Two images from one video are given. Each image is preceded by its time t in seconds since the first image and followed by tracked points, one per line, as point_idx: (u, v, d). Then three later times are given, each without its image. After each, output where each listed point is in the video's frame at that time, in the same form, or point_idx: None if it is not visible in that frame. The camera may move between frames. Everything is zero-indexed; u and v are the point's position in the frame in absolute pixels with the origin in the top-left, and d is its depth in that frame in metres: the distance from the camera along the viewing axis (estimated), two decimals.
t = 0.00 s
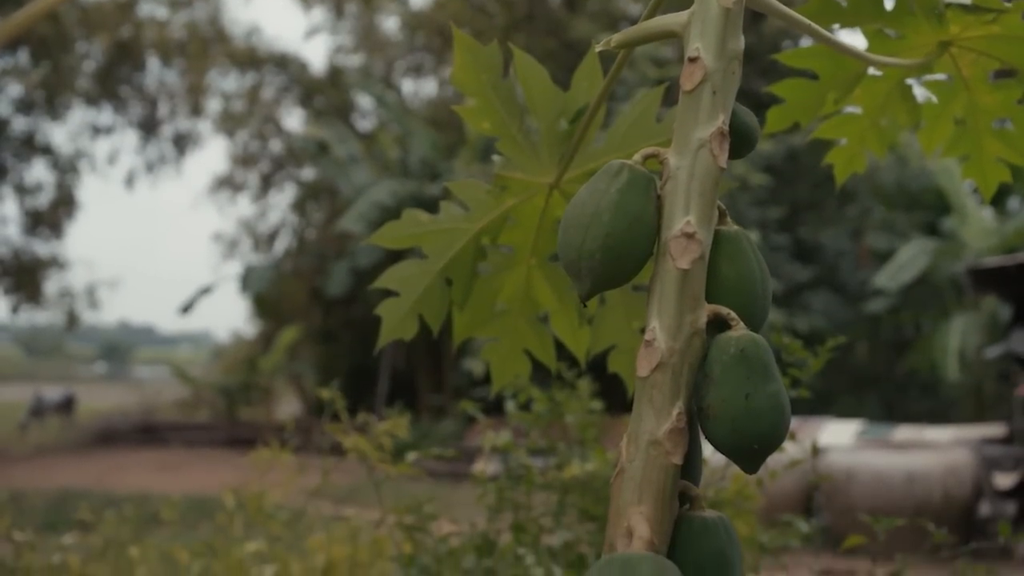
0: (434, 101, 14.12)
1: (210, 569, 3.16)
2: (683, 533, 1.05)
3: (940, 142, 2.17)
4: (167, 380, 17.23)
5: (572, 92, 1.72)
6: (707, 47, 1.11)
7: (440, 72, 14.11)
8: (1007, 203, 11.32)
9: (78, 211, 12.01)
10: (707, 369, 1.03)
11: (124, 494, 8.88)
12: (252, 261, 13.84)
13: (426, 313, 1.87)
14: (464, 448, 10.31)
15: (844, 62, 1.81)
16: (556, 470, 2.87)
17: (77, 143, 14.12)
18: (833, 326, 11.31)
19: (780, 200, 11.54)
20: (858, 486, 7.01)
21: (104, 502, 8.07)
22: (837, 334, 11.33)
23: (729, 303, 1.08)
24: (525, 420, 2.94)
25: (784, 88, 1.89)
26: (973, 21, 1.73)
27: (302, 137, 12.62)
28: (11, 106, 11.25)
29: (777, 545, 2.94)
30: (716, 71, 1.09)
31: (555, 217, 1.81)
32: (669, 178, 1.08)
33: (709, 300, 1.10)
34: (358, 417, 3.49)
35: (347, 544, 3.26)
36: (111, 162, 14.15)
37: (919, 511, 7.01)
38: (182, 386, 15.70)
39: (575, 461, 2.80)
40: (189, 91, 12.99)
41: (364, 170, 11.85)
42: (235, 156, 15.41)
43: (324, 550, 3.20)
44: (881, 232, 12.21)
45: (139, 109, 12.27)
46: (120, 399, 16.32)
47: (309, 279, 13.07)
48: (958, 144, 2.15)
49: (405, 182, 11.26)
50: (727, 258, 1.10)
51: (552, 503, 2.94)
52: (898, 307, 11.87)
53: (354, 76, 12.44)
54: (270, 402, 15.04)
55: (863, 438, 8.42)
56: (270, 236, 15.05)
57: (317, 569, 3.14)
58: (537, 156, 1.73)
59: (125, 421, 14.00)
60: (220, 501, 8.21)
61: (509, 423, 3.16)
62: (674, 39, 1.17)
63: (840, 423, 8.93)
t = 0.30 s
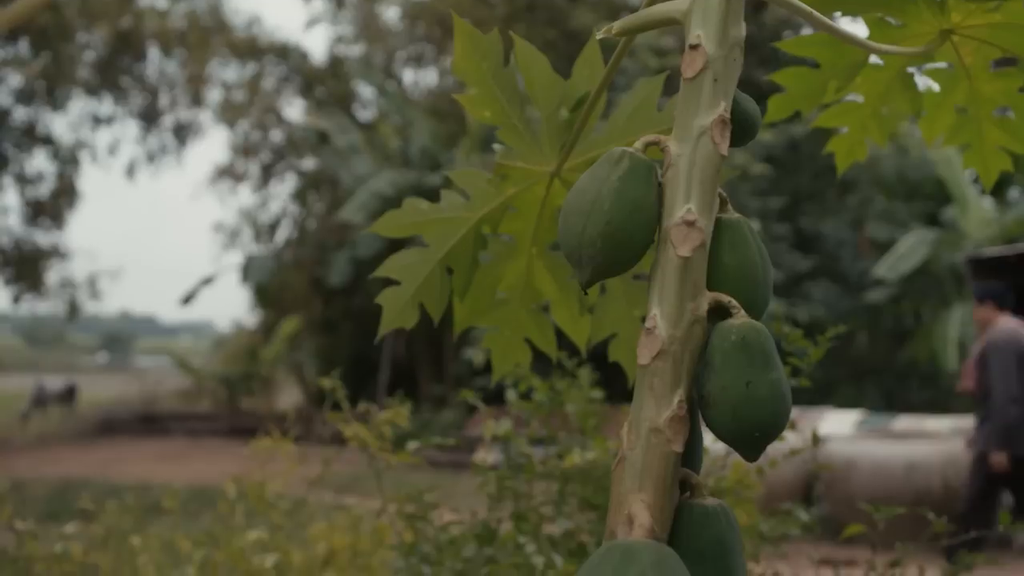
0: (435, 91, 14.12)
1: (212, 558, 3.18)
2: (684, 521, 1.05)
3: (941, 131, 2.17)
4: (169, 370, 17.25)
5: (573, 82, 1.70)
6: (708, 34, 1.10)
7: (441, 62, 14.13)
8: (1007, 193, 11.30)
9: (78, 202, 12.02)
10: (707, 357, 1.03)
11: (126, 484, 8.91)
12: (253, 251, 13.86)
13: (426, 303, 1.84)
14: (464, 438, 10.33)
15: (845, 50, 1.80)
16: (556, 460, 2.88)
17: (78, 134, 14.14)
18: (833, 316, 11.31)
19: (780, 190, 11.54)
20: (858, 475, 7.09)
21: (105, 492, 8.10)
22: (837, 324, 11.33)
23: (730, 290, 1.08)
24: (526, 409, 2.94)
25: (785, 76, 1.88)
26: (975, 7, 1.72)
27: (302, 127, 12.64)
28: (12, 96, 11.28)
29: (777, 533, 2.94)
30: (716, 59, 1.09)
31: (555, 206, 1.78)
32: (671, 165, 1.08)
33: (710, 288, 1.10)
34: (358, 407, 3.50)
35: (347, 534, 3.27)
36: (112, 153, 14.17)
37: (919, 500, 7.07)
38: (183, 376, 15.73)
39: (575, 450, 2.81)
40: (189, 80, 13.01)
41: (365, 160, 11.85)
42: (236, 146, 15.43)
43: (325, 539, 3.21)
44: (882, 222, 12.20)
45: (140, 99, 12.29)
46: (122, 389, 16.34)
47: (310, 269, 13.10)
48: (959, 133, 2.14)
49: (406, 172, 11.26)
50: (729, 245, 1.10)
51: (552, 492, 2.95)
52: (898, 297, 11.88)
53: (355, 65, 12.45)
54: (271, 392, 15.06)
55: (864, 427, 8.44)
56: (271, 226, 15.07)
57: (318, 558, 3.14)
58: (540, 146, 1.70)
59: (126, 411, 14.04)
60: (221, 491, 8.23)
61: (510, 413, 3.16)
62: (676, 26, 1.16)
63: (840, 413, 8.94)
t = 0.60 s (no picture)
0: (435, 82, 14.18)
1: (213, 547, 3.20)
2: (684, 511, 1.05)
3: (942, 122, 2.17)
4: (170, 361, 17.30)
5: (573, 71, 1.60)
6: (710, 23, 1.10)
7: (441, 53, 14.14)
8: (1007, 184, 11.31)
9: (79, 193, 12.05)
10: (707, 347, 1.03)
11: (127, 474, 8.94)
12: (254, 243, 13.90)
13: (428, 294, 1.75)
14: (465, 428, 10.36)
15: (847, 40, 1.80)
16: (556, 450, 2.89)
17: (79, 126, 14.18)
18: (833, 308, 11.33)
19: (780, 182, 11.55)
20: (856, 465, 7.20)
21: (107, 482, 8.13)
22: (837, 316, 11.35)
23: (731, 279, 1.08)
24: (526, 400, 2.94)
25: (785, 67, 1.88)
26: None
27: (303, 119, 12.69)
28: (13, 88, 11.33)
29: (777, 522, 2.96)
30: (717, 48, 1.09)
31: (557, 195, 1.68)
32: (672, 155, 1.08)
33: (710, 277, 1.10)
34: (359, 398, 3.51)
35: (348, 523, 3.29)
36: (112, 144, 14.19)
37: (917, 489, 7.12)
38: (185, 367, 15.76)
39: (575, 440, 2.83)
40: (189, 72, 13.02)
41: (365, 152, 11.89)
42: (237, 137, 15.45)
43: (325, 529, 3.23)
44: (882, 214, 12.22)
45: (141, 91, 12.34)
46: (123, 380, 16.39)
47: (311, 261, 13.12)
48: (957, 125, 2.15)
49: (406, 163, 11.29)
50: (730, 235, 1.10)
51: (552, 481, 2.96)
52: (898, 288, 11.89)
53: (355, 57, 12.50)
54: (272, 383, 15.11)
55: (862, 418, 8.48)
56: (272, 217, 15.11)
57: (319, 547, 3.16)
58: (540, 136, 1.60)
59: (127, 402, 14.07)
60: (222, 481, 8.27)
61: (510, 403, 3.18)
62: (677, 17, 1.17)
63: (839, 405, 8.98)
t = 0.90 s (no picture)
0: (436, 74, 14.20)
1: (215, 536, 3.20)
2: (683, 499, 1.06)
3: (941, 112, 2.17)
4: (172, 354, 17.32)
5: (573, 63, 1.59)
6: (709, 15, 1.10)
7: (442, 46, 14.16)
8: (1006, 176, 11.32)
9: (80, 185, 12.06)
10: (706, 337, 1.04)
11: (129, 465, 8.96)
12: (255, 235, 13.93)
13: (428, 284, 1.75)
14: (465, 419, 10.39)
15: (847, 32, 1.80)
16: (556, 441, 2.90)
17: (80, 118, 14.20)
18: (832, 300, 11.35)
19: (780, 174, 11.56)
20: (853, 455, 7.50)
21: (109, 473, 8.17)
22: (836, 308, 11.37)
23: (733, 269, 1.08)
24: (526, 391, 2.96)
25: (784, 59, 1.88)
26: None
27: (304, 110, 12.73)
28: (14, 81, 11.35)
29: (775, 513, 2.97)
30: (717, 38, 1.09)
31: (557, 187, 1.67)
32: (672, 145, 1.09)
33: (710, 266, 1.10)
34: (359, 388, 3.52)
35: (349, 513, 3.29)
36: (113, 137, 14.20)
37: (915, 481, 7.69)
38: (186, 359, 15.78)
39: (575, 431, 2.84)
40: (190, 63, 13.02)
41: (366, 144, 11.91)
42: (237, 129, 15.47)
43: (326, 519, 3.23)
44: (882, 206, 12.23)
45: (142, 83, 12.35)
46: (124, 372, 16.42)
47: (311, 253, 13.14)
48: (957, 116, 2.15)
49: (406, 155, 11.31)
50: (729, 226, 1.10)
51: (551, 472, 2.96)
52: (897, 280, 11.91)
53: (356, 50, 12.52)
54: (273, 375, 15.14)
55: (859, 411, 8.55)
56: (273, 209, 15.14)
57: (319, 537, 3.16)
58: (540, 130, 1.59)
59: (129, 394, 14.09)
60: (224, 472, 8.31)
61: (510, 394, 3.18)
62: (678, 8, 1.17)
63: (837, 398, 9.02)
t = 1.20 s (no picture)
0: (436, 68, 14.27)
1: (215, 529, 3.20)
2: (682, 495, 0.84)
3: (940, 107, 2.18)
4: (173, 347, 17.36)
5: (574, 55, 1.56)
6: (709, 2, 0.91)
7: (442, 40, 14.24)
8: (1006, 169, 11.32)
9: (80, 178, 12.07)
10: (707, 325, 0.83)
11: (131, 458, 9.00)
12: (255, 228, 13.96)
13: (429, 278, 1.74)
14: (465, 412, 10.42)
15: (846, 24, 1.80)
16: (556, 433, 2.90)
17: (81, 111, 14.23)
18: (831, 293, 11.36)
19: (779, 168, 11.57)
20: (853, 452, 7.83)
21: (111, 465, 8.20)
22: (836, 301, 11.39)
23: (737, 267, 0.87)
24: (527, 383, 2.98)
25: (785, 52, 1.89)
26: None
27: (304, 104, 12.80)
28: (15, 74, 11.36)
29: (773, 506, 2.99)
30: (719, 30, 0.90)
31: (556, 179, 1.63)
32: (671, 134, 0.88)
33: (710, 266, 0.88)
34: (360, 382, 3.51)
35: (349, 506, 3.29)
36: (114, 131, 14.25)
37: (913, 474, 7.79)
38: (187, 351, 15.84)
39: (575, 423, 2.83)
40: (192, 57, 13.10)
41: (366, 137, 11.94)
42: (238, 123, 15.54)
43: (326, 511, 3.23)
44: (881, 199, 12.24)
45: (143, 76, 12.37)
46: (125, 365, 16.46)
47: (312, 247, 13.16)
48: (957, 110, 2.16)
49: (406, 149, 11.33)
50: (731, 215, 0.88)
51: (551, 463, 2.96)
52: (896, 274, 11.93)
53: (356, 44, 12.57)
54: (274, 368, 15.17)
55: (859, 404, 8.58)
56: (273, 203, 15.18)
57: (320, 530, 3.16)
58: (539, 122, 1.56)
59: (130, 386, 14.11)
60: (225, 464, 8.34)
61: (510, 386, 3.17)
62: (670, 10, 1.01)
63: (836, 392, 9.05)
